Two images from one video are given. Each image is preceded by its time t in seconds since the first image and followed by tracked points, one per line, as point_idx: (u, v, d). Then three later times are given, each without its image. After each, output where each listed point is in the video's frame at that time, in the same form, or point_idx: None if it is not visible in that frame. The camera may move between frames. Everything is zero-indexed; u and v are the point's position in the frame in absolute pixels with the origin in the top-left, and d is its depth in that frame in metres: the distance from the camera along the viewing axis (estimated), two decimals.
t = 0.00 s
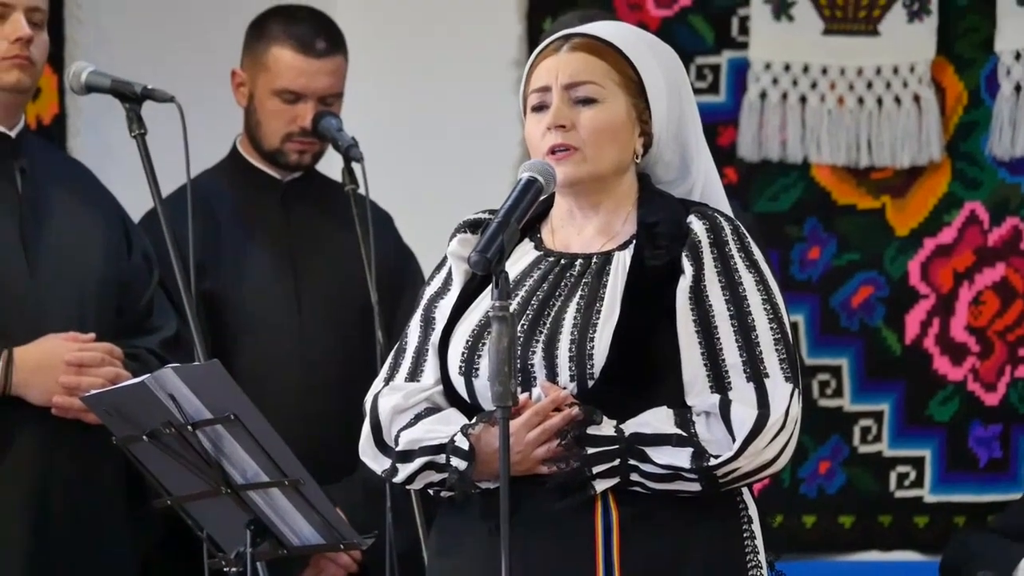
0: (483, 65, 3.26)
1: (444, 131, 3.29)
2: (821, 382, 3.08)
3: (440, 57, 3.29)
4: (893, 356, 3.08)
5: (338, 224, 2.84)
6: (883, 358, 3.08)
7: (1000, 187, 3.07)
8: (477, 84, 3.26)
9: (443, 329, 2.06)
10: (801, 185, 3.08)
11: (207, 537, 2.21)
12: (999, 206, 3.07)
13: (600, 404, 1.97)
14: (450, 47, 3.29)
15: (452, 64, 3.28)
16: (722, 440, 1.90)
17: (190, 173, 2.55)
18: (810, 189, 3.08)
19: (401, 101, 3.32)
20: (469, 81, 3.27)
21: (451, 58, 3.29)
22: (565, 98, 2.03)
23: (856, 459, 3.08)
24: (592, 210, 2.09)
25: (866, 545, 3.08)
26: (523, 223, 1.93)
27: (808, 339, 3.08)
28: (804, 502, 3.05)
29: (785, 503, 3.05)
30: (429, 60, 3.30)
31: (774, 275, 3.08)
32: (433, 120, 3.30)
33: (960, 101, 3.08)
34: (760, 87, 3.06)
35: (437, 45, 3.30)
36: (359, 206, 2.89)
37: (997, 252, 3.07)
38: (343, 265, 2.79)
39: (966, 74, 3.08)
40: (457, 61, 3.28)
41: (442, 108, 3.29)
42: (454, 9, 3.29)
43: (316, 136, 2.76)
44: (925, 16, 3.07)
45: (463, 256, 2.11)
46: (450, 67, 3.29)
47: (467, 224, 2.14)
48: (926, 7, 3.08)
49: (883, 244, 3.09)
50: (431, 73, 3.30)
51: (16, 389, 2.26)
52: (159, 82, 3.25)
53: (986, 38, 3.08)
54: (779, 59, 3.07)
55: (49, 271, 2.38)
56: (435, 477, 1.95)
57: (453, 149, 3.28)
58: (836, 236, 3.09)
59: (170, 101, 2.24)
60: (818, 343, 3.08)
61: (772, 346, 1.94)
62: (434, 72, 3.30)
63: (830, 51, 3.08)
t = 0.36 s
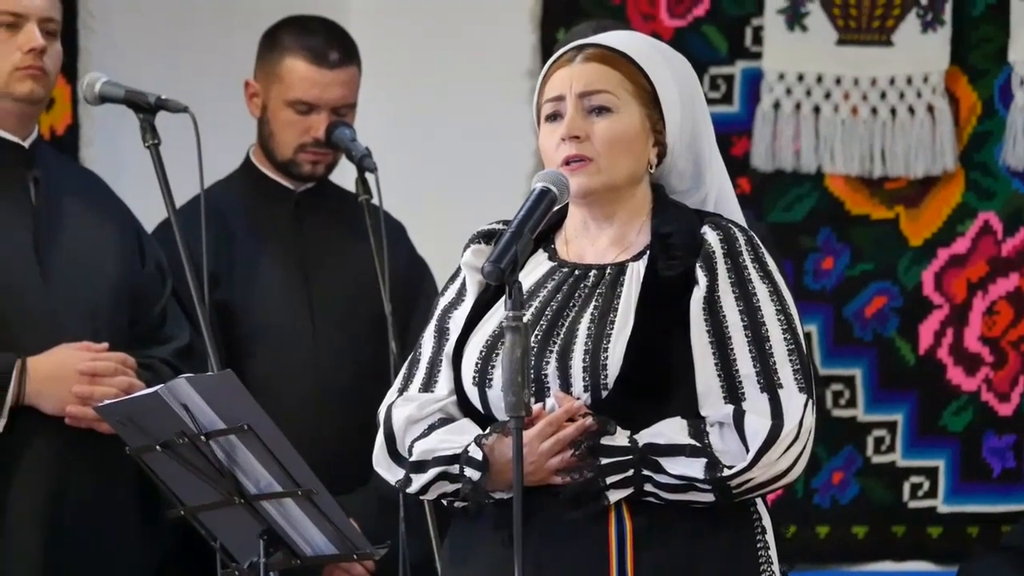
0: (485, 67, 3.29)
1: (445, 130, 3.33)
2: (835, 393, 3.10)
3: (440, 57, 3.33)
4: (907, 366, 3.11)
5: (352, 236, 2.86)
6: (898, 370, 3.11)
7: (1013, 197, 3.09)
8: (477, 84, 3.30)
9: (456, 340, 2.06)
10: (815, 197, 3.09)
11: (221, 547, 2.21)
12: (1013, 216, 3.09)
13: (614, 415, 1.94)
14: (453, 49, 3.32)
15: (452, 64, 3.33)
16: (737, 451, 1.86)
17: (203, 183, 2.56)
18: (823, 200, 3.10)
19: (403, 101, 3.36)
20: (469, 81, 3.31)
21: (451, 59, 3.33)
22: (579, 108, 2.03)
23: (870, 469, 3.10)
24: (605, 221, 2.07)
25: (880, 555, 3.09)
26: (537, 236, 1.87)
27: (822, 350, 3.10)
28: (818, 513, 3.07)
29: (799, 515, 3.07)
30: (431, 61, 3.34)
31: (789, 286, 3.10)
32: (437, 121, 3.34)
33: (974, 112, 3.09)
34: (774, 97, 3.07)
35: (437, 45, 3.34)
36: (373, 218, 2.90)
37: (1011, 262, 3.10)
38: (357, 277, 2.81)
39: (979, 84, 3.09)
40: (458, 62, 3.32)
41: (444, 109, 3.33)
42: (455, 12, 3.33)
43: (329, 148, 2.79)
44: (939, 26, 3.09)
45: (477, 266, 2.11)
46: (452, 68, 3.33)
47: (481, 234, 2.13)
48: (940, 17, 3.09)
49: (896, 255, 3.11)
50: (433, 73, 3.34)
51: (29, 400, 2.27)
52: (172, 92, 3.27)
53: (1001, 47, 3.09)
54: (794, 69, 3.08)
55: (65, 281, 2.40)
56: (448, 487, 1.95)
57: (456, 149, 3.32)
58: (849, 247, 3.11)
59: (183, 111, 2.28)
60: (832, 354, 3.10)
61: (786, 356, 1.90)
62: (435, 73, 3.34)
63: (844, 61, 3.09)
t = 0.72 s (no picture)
0: (490, 70, 3.31)
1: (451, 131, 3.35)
2: (844, 399, 3.11)
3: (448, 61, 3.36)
4: (916, 372, 3.11)
5: (360, 242, 2.87)
6: (906, 376, 3.11)
7: (1021, 204, 3.09)
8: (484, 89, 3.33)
9: (465, 346, 2.06)
10: (823, 203, 3.10)
11: (229, 553, 2.21)
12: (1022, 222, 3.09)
13: (623, 421, 1.92)
14: (457, 51, 3.35)
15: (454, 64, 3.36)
16: (746, 457, 1.85)
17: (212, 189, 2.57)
18: (832, 206, 3.10)
19: (407, 103, 3.39)
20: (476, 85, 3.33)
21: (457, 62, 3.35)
22: (588, 113, 2.03)
23: (879, 475, 3.10)
24: (614, 227, 2.07)
25: (889, 561, 3.09)
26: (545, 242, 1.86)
27: (831, 356, 3.10)
28: (827, 517, 3.08)
29: (808, 520, 3.08)
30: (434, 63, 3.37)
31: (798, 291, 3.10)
32: (442, 122, 3.36)
33: (983, 117, 3.08)
34: (783, 103, 3.09)
35: (441, 45, 3.36)
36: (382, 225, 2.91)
37: (1020, 267, 3.09)
38: (366, 284, 2.81)
39: (988, 90, 3.08)
40: (462, 64, 3.35)
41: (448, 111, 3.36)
42: (459, 14, 3.36)
43: (337, 153, 2.78)
44: (948, 32, 3.09)
45: (486, 272, 2.11)
46: (456, 71, 3.35)
47: (490, 240, 2.14)
48: (949, 23, 3.10)
49: (906, 260, 3.11)
50: (437, 75, 3.37)
51: (38, 405, 2.27)
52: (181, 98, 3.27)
53: (1011, 53, 3.08)
54: (802, 75, 3.10)
55: (74, 287, 2.40)
56: (457, 493, 1.94)
57: (461, 150, 3.35)
58: (858, 253, 3.11)
59: (191, 117, 2.31)
60: (841, 359, 3.10)
61: (796, 362, 1.89)
62: (445, 80, 3.36)
63: (853, 68, 3.10)
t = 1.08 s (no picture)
0: (500, 75, 3.33)
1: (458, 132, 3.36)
2: (853, 403, 3.10)
3: (456, 64, 3.36)
4: (925, 376, 3.11)
5: (369, 245, 2.87)
6: (916, 381, 3.11)
7: None
8: (496, 97, 3.33)
9: (475, 350, 2.07)
10: (833, 207, 3.10)
11: (239, 557, 2.21)
12: None
13: (632, 425, 1.92)
14: (466, 56, 3.36)
15: (463, 66, 3.36)
16: (755, 462, 1.84)
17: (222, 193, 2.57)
18: (841, 210, 3.10)
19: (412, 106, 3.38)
20: (489, 91, 3.34)
21: (466, 68, 3.36)
22: (597, 117, 2.03)
23: (888, 479, 3.10)
24: (624, 233, 2.07)
25: (898, 565, 3.09)
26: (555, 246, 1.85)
27: (840, 359, 3.09)
28: (836, 522, 3.08)
29: (817, 525, 3.07)
30: (440, 66, 3.37)
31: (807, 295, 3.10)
32: (449, 125, 3.36)
33: (992, 121, 3.09)
34: (792, 107, 3.09)
35: (451, 51, 3.37)
36: (390, 228, 2.91)
37: None
38: (375, 287, 2.81)
39: (998, 94, 3.09)
40: (471, 66, 3.36)
41: (454, 113, 3.36)
42: (467, 18, 3.36)
43: (347, 157, 2.79)
44: (957, 36, 3.10)
45: (496, 276, 2.11)
46: (465, 73, 3.36)
47: (500, 244, 2.14)
48: (959, 27, 3.10)
49: (916, 263, 3.11)
50: (443, 78, 3.37)
51: (48, 409, 2.27)
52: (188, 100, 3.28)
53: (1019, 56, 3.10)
54: (811, 78, 3.10)
55: (83, 291, 2.40)
56: (468, 497, 1.95)
57: (468, 151, 3.36)
58: (868, 257, 3.11)
59: (201, 121, 2.30)
60: (851, 362, 3.10)
61: (806, 367, 1.88)
62: (453, 86, 3.36)
63: (862, 72, 3.10)
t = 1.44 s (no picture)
0: (509, 81, 3.33)
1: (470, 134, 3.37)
2: (862, 408, 3.10)
3: (465, 70, 3.37)
4: (934, 380, 3.11)
5: (379, 250, 2.87)
6: (925, 386, 3.11)
7: None
8: (505, 103, 3.34)
9: (483, 355, 2.07)
10: (842, 212, 3.11)
11: (247, 562, 2.21)
12: None
13: (640, 431, 1.92)
14: (474, 62, 3.37)
15: (473, 71, 3.37)
16: (764, 466, 1.84)
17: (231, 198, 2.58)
18: (851, 216, 3.11)
19: (423, 112, 3.39)
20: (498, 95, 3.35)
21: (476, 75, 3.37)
22: (606, 123, 2.03)
23: (897, 485, 3.10)
24: (633, 239, 2.07)
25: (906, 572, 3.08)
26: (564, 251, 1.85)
27: (850, 364, 3.10)
28: (846, 528, 3.08)
29: (827, 530, 3.08)
30: (450, 71, 3.38)
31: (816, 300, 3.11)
32: (458, 132, 3.37)
33: (1001, 127, 3.09)
34: (801, 113, 3.10)
35: (460, 55, 3.37)
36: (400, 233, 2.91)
37: None
38: (383, 292, 2.81)
39: (1007, 99, 3.09)
40: (482, 70, 3.36)
41: (465, 117, 3.37)
42: (477, 24, 3.36)
43: (356, 162, 2.79)
44: (966, 42, 3.09)
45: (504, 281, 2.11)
46: (476, 77, 3.37)
47: (508, 249, 2.13)
48: (967, 33, 3.09)
49: (925, 268, 3.11)
50: (454, 84, 3.38)
51: (58, 415, 2.28)
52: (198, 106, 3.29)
53: None
54: (819, 84, 3.10)
55: (92, 296, 2.41)
56: (476, 501, 1.94)
57: (478, 152, 3.37)
58: (877, 262, 3.12)
59: (210, 127, 2.30)
60: (860, 368, 3.11)
61: (814, 372, 1.88)
62: (463, 92, 3.37)
63: (871, 79, 3.10)
